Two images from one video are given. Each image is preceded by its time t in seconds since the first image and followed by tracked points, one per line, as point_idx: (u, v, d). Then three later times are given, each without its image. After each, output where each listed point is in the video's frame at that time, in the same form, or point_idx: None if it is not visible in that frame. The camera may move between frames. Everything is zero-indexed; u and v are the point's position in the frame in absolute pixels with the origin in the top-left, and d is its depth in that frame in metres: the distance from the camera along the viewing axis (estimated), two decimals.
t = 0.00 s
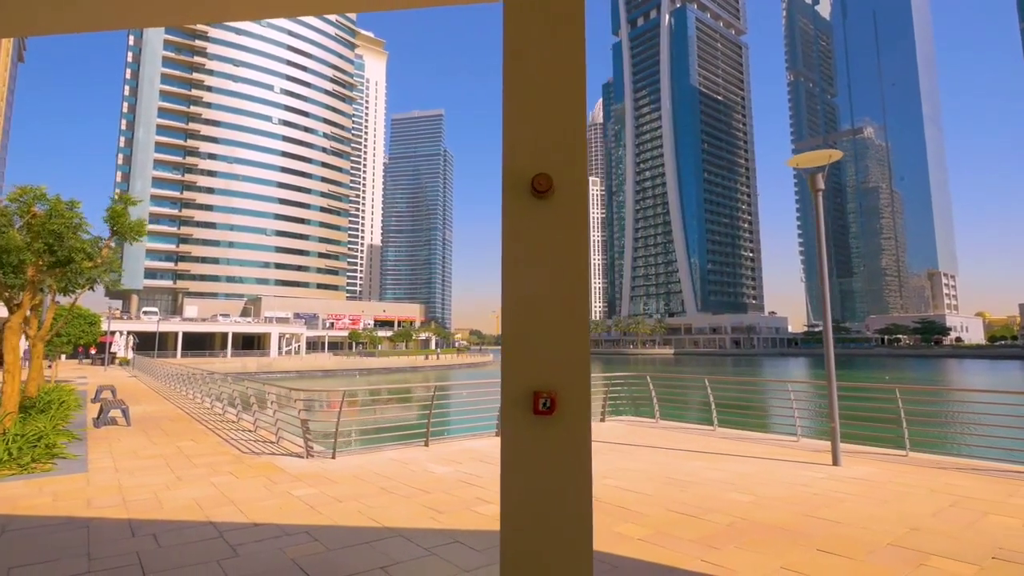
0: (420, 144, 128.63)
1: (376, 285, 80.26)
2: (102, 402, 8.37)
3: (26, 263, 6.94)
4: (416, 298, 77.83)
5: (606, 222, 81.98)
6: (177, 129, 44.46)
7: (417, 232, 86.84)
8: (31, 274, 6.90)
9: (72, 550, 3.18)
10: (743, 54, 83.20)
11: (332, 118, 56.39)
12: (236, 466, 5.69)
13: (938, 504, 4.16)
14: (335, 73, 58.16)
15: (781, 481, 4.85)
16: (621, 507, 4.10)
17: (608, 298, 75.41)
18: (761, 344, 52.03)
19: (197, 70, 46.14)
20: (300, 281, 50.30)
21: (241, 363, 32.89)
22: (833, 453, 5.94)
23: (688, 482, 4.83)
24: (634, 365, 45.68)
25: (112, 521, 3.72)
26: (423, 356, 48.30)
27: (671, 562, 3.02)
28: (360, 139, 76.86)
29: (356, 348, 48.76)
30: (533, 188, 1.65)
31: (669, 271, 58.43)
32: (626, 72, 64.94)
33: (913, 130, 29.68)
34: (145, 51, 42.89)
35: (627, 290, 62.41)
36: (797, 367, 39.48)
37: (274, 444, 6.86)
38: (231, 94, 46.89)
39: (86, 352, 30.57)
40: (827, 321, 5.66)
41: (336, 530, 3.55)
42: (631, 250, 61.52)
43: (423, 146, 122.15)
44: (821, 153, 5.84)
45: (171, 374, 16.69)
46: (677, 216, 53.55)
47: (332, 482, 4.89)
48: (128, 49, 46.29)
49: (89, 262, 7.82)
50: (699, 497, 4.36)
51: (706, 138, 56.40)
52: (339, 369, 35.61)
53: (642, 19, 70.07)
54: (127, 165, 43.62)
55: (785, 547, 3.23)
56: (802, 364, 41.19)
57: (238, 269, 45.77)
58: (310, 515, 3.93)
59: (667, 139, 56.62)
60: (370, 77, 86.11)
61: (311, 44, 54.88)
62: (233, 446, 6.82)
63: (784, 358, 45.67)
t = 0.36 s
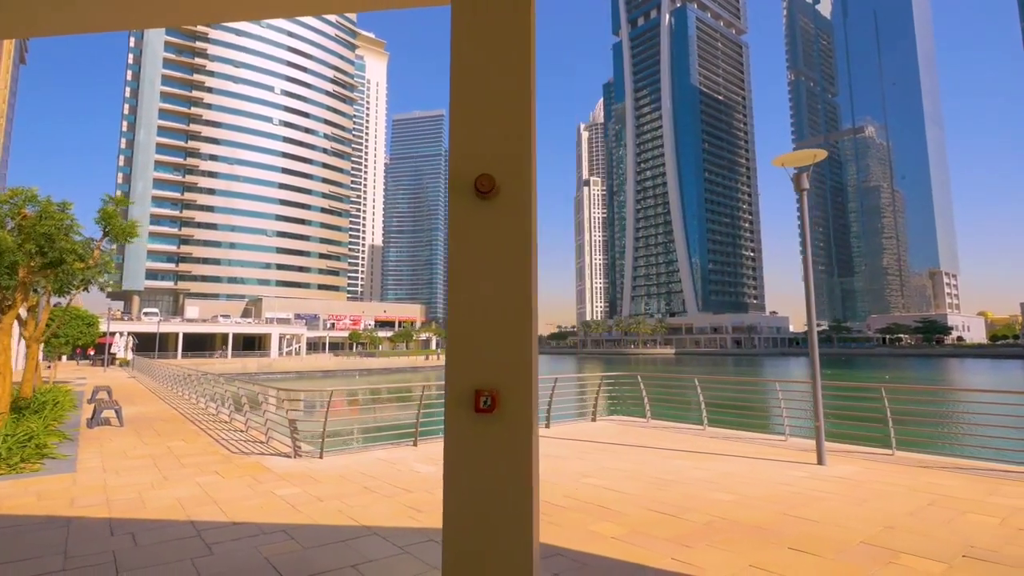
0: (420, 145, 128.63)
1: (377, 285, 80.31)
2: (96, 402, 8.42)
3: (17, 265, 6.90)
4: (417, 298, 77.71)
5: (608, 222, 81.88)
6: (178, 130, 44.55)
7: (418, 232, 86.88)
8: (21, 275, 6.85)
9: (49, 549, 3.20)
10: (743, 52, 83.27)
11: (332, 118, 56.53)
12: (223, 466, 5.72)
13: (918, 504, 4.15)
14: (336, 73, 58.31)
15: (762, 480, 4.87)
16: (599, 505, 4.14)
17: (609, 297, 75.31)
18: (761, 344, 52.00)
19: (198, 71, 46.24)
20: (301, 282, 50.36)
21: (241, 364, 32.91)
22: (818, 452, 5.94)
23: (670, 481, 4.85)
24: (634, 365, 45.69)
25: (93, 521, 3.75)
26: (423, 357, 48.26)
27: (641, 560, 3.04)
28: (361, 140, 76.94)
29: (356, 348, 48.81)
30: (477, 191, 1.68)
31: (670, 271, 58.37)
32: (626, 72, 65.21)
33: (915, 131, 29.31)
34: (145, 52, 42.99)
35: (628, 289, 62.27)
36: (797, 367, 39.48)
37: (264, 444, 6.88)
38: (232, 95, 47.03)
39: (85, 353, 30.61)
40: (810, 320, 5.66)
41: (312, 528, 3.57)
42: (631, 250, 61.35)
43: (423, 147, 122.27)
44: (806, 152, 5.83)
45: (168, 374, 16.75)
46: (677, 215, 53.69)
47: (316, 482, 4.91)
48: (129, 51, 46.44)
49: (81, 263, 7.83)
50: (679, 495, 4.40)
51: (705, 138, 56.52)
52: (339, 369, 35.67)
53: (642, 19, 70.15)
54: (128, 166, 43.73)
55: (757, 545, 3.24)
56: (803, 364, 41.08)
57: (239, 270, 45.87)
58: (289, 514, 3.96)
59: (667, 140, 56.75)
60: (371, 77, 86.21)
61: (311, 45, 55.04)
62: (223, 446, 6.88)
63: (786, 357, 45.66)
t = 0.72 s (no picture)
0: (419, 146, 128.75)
1: (376, 286, 80.33)
2: (86, 402, 8.46)
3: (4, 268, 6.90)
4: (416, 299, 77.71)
5: (607, 222, 82.05)
6: (177, 131, 44.55)
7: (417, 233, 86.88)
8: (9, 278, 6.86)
9: (24, 549, 3.22)
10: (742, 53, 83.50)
11: (331, 119, 56.61)
12: (208, 466, 5.75)
13: (893, 503, 4.18)
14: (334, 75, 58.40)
15: (742, 480, 4.89)
16: (576, 505, 4.15)
17: (609, 298, 75.35)
18: (760, 344, 52.01)
19: (197, 72, 46.27)
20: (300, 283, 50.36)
21: (240, 364, 32.95)
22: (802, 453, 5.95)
23: (650, 481, 4.87)
24: (634, 366, 45.69)
25: (71, 520, 3.76)
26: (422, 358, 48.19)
27: (609, 559, 3.06)
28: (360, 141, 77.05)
29: (355, 350, 48.82)
30: (424, 194, 1.70)
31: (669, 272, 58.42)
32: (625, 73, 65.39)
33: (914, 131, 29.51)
34: (144, 54, 43.04)
35: (627, 290, 62.32)
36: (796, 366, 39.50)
37: (252, 445, 6.93)
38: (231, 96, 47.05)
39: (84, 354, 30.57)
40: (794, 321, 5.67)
41: (288, 528, 3.59)
42: (631, 251, 61.39)
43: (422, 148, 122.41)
44: (788, 154, 5.90)
45: (163, 376, 16.77)
46: (676, 216, 53.77)
47: (298, 482, 4.93)
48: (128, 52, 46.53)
49: (70, 264, 7.85)
50: (657, 494, 4.41)
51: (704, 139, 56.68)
52: (337, 369, 35.70)
53: (641, 20, 70.30)
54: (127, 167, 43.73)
55: (729, 545, 3.26)
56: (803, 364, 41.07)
57: (238, 271, 45.87)
58: (267, 514, 3.98)
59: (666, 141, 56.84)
60: (370, 79, 86.28)
61: (310, 47, 55.16)
62: (211, 446, 6.91)
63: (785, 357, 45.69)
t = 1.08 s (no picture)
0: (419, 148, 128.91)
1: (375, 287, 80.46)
2: (73, 403, 8.49)
3: None
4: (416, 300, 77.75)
5: (606, 223, 82.23)
6: (175, 132, 44.55)
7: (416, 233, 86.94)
8: None
9: None
10: (740, 54, 83.65)
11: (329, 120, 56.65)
12: (190, 467, 5.79)
13: (865, 502, 4.20)
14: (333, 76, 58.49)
15: (718, 480, 4.92)
16: (549, 504, 4.19)
17: (608, 299, 75.35)
18: (759, 345, 52.11)
19: (195, 73, 46.31)
20: (299, 283, 50.38)
21: (237, 365, 32.94)
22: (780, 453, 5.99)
23: (626, 481, 4.90)
24: (633, 367, 45.73)
25: (46, 521, 3.79)
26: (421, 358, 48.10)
27: (574, 558, 3.09)
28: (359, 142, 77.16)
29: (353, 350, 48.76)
30: (365, 195, 1.71)
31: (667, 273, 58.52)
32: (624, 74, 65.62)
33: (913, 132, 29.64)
34: (143, 54, 43.10)
35: (626, 290, 62.45)
36: (795, 367, 39.56)
37: (237, 445, 6.98)
38: (229, 96, 47.07)
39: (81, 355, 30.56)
40: (774, 323, 5.68)
41: (260, 528, 3.62)
42: (630, 252, 61.54)
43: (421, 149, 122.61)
44: (769, 156, 5.94)
45: (158, 377, 16.79)
46: (676, 216, 53.84)
47: (277, 482, 4.96)
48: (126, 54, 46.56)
49: (57, 265, 7.86)
50: (631, 494, 4.46)
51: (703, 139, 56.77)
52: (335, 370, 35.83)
53: (639, 22, 70.41)
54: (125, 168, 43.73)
55: (694, 545, 3.28)
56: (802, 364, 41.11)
57: (237, 272, 45.88)
58: (241, 514, 4.00)
59: (665, 141, 56.98)
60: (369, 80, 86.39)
61: (309, 48, 55.32)
62: (197, 447, 6.95)
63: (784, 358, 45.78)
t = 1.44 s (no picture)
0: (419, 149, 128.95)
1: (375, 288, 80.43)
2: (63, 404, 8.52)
3: None
4: (416, 301, 77.71)
5: (606, 224, 82.11)
6: (174, 134, 44.61)
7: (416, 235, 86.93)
8: None
9: None
10: (740, 55, 83.51)
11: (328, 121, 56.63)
12: (175, 468, 5.82)
13: (839, 503, 4.22)
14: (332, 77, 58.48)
15: (696, 481, 4.94)
16: (523, 505, 4.22)
17: (608, 300, 75.27)
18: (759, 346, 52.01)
19: (195, 75, 46.34)
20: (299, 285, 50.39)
21: (235, 366, 32.91)
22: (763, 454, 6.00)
23: (605, 481, 4.93)
24: (633, 368, 45.63)
25: (22, 520, 3.82)
26: (420, 360, 47.99)
27: (538, 558, 3.13)
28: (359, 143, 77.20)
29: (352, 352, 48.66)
30: (306, 200, 1.74)
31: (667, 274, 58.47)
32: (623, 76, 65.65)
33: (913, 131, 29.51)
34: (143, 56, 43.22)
35: (626, 291, 62.33)
36: (796, 368, 39.33)
37: (224, 447, 7.00)
38: (229, 99, 47.05)
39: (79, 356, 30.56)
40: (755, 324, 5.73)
41: (233, 528, 3.66)
42: (630, 253, 61.50)
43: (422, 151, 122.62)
44: (749, 157, 5.99)
45: (154, 379, 16.83)
46: (676, 217, 53.75)
47: (257, 483, 4.99)
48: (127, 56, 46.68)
49: (46, 267, 7.89)
50: (607, 495, 4.48)
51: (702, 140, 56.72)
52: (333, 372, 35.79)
53: (639, 23, 70.46)
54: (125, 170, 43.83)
55: (660, 545, 3.31)
56: (803, 365, 40.99)
57: (236, 273, 45.90)
58: (217, 514, 4.03)
59: (665, 143, 56.95)
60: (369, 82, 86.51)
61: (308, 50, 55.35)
62: (184, 448, 6.98)
63: (785, 359, 45.65)
